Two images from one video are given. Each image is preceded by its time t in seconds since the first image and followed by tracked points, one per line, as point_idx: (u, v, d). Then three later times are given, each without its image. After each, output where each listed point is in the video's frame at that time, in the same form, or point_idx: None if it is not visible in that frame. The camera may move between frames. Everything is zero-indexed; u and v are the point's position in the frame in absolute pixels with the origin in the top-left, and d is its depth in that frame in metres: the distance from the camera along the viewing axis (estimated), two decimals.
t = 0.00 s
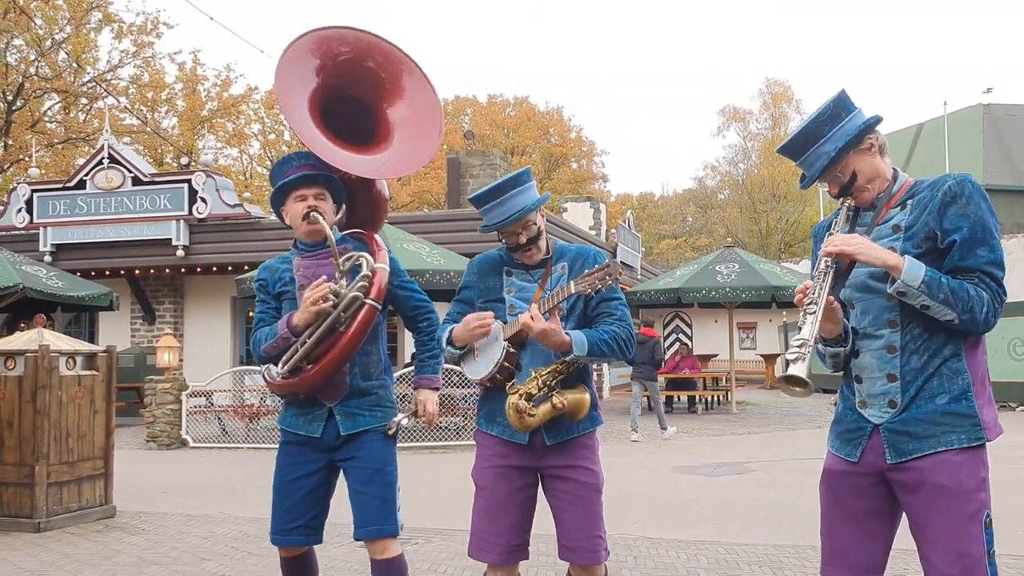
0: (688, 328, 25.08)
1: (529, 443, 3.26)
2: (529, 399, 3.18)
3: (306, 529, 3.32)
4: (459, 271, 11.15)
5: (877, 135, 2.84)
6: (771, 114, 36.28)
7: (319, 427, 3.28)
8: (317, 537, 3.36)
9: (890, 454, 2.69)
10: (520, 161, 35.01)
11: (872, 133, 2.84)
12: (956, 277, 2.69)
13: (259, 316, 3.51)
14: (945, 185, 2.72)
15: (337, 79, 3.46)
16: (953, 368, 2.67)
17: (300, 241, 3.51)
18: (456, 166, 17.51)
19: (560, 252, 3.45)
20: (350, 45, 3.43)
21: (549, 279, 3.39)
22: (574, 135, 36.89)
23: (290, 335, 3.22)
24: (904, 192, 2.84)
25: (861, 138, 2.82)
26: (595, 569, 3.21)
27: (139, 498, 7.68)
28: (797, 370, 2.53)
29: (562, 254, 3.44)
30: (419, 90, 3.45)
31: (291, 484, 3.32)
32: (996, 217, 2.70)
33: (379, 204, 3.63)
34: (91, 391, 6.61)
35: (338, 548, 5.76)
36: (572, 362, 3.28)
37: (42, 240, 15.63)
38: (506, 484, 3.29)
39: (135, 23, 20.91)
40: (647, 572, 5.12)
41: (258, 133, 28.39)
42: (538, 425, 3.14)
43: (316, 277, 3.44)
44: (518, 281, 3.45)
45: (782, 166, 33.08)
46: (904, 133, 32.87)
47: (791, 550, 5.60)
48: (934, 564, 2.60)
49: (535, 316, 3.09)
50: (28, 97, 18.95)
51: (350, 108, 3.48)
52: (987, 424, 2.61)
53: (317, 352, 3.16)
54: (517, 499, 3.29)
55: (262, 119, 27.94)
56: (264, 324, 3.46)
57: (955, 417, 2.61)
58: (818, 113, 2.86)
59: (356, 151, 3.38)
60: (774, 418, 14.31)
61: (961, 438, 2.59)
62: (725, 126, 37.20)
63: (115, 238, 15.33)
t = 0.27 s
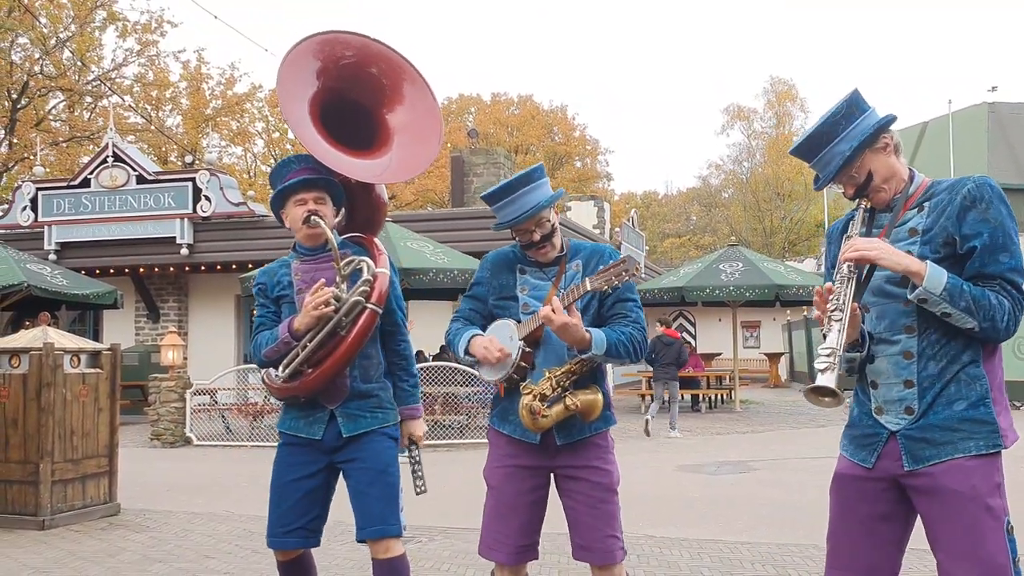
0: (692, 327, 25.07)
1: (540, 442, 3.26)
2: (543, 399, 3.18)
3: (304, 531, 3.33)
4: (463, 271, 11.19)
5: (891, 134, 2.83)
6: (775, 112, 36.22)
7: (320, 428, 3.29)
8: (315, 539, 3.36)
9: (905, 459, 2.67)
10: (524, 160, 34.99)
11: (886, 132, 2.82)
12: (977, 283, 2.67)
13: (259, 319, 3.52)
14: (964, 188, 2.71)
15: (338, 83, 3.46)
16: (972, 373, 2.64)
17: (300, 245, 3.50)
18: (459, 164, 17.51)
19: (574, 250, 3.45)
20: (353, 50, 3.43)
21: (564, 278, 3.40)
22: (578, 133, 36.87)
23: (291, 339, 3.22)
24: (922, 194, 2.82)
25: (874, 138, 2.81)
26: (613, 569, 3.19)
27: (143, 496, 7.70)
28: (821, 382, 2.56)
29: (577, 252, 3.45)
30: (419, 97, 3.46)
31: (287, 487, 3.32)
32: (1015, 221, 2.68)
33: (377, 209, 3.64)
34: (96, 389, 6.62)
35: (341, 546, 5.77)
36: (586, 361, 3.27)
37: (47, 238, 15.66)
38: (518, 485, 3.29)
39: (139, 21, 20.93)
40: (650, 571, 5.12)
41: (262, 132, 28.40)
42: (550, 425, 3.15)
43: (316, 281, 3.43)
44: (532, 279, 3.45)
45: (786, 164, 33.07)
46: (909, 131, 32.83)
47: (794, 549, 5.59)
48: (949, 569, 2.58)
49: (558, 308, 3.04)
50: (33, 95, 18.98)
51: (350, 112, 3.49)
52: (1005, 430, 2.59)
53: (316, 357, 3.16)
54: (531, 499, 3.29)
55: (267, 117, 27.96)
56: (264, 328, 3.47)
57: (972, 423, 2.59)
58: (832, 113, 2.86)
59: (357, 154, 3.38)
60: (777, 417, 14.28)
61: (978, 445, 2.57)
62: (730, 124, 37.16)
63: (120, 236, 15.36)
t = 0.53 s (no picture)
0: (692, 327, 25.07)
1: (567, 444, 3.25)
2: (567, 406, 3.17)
3: (304, 526, 3.32)
4: (464, 270, 11.23)
5: (873, 127, 2.83)
6: (776, 112, 36.19)
7: (315, 420, 3.28)
8: (315, 534, 3.35)
9: (871, 447, 2.76)
10: (524, 159, 34.97)
11: (867, 125, 2.83)
12: (947, 282, 2.69)
13: (254, 311, 3.51)
14: (938, 184, 2.71)
15: (339, 80, 3.47)
16: (935, 368, 2.67)
17: (297, 237, 3.50)
18: (459, 164, 17.50)
19: (613, 250, 3.41)
20: (354, 48, 3.43)
21: (599, 278, 3.35)
22: (578, 133, 36.83)
23: (285, 329, 3.23)
24: (903, 186, 2.83)
25: (854, 132, 2.82)
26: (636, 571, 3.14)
27: (143, 495, 7.70)
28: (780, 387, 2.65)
29: (615, 252, 3.40)
30: (419, 94, 3.45)
31: (284, 483, 3.32)
32: (991, 216, 2.67)
33: (375, 204, 3.64)
34: (96, 388, 6.62)
35: (342, 544, 5.77)
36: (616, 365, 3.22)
37: (47, 238, 15.65)
38: (541, 483, 3.29)
39: (140, 21, 20.92)
40: (651, 571, 5.11)
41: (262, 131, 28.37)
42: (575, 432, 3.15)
43: (311, 272, 3.43)
44: (566, 278, 3.43)
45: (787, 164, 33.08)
46: (909, 131, 32.83)
47: (794, 548, 5.59)
48: (909, 553, 2.67)
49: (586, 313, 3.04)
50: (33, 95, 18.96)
51: (351, 109, 3.49)
52: (965, 424, 2.63)
53: (309, 347, 3.17)
54: (555, 496, 3.29)
55: (267, 117, 27.94)
56: (258, 319, 3.46)
57: (931, 416, 2.64)
58: (813, 112, 2.87)
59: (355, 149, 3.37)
60: (778, 416, 14.28)
61: (934, 439, 2.63)
62: (731, 124, 37.15)
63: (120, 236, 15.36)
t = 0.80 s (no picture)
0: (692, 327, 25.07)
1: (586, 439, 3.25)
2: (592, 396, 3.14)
3: (298, 528, 3.33)
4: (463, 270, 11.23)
5: (855, 143, 2.85)
6: (776, 111, 36.19)
7: (315, 423, 3.28)
8: (309, 537, 3.36)
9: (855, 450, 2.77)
10: (524, 159, 34.96)
11: (848, 142, 2.85)
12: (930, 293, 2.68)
13: (253, 312, 3.52)
14: (921, 197, 2.71)
15: (335, 86, 3.46)
16: (921, 377, 2.67)
17: (297, 239, 3.50)
18: (459, 163, 17.49)
19: (632, 244, 3.40)
20: (349, 54, 3.43)
21: (620, 272, 3.36)
22: (578, 133, 36.82)
23: (283, 328, 3.23)
24: (890, 197, 2.83)
25: (833, 150, 2.85)
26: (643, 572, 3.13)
27: (143, 495, 7.70)
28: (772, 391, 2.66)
29: (635, 246, 3.39)
30: (414, 95, 3.45)
31: (283, 485, 3.32)
32: (976, 229, 2.66)
33: (376, 210, 3.64)
34: (96, 388, 6.62)
35: (343, 544, 5.78)
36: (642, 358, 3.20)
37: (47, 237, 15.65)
38: (555, 481, 3.30)
39: (140, 21, 20.92)
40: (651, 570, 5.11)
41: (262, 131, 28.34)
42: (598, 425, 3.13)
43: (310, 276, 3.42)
44: (587, 274, 3.43)
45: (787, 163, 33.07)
46: (909, 130, 32.82)
47: (794, 548, 5.59)
48: (886, 555, 2.69)
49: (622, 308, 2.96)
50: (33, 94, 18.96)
51: (347, 113, 3.48)
52: (946, 433, 2.62)
53: (308, 346, 3.17)
54: (568, 495, 3.30)
55: (267, 116, 27.95)
56: (257, 319, 3.46)
57: (913, 424, 2.64)
58: (795, 126, 2.91)
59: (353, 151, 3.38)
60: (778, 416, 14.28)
61: (918, 445, 2.62)
62: (731, 123, 37.14)
63: (120, 235, 15.35)
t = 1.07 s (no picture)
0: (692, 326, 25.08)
1: (589, 434, 3.24)
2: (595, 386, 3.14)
3: (315, 522, 3.32)
4: (463, 270, 11.21)
5: (872, 138, 2.84)
6: (776, 111, 36.20)
7: (326, 420, 3.29)
8: (327, 532, 3.35)
9: (896, 450, 2.73)
10: (524, 159, 34.98)
11: (866, 137, 2.84)
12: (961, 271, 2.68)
13: (259, 307, 3.51)
14: (943, 178, 2.72)
15: (325, 82, 3.47)
16: (958, 363, 2.67)
17: (299, 234, 3.50)
18: (459, 163, 17.50)
19: (633, 243, 3.39)
20: (334, 48, 3.43)
21: (621, 269, 3.35)
22: (578, 132, 36.85)
23: (287, 321, 3.27)
24: (906, 186, 2.84)
25: (850, 144, 2.83)
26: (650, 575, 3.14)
27: (143, 495, 7.70)
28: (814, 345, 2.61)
29: (635, 245, 3.38)
30: (405, 80, 3.45)
31: (295, 482, 3.33)
32: (998, 209, 2.68)
33: (376, 203, 3.65)
34: (96, 387, 6.62)
35: (343, 544, 5.78)
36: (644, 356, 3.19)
37: (48, 237, 15.64)
38: (558, 482, 3.29)
39: (140, 21, 20.93)
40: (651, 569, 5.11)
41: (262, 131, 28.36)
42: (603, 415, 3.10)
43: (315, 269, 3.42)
44: (587, 271, 3.43)
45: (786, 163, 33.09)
46: (910, 130, 32.84)
47: (795, 547, 5.59)
48: (942, 557, 2.64)
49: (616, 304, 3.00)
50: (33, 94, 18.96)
51: (341, 107, 3.48)
52: (993, 420, 2.62)
53: (316, 337, 3.15)
54: (572, 496, 3.29)
55: (266, 116, 27.98)
56: (264, 314, 3.47)
57: (959, 414, 2.63)
58: (811, 120, 2.89)
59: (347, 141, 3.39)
60: (779, 415, 14.28)
61: (966, 435, 2.61)
62: (731, 123, 37.16)
63: (120, 235, 15.36)
